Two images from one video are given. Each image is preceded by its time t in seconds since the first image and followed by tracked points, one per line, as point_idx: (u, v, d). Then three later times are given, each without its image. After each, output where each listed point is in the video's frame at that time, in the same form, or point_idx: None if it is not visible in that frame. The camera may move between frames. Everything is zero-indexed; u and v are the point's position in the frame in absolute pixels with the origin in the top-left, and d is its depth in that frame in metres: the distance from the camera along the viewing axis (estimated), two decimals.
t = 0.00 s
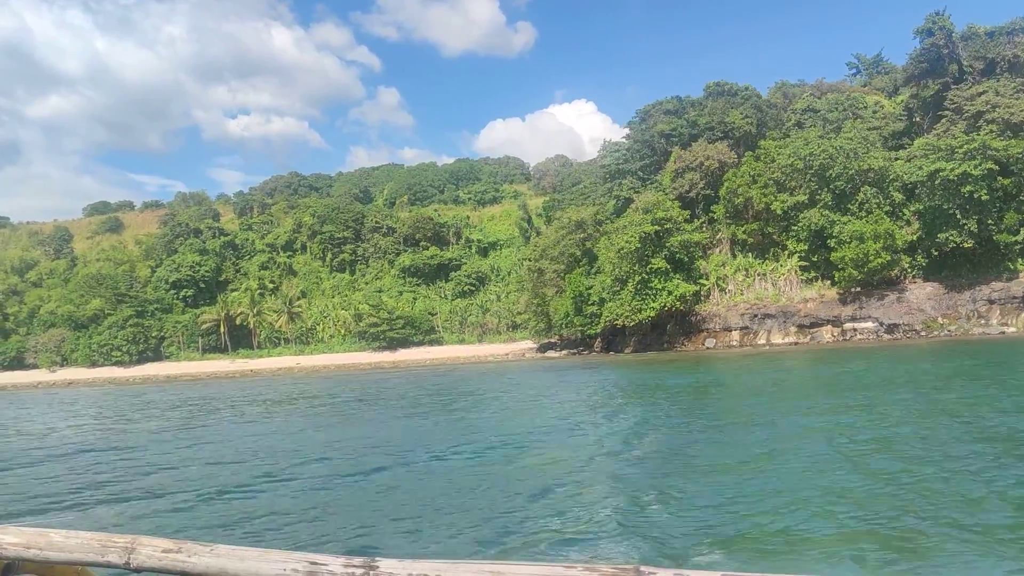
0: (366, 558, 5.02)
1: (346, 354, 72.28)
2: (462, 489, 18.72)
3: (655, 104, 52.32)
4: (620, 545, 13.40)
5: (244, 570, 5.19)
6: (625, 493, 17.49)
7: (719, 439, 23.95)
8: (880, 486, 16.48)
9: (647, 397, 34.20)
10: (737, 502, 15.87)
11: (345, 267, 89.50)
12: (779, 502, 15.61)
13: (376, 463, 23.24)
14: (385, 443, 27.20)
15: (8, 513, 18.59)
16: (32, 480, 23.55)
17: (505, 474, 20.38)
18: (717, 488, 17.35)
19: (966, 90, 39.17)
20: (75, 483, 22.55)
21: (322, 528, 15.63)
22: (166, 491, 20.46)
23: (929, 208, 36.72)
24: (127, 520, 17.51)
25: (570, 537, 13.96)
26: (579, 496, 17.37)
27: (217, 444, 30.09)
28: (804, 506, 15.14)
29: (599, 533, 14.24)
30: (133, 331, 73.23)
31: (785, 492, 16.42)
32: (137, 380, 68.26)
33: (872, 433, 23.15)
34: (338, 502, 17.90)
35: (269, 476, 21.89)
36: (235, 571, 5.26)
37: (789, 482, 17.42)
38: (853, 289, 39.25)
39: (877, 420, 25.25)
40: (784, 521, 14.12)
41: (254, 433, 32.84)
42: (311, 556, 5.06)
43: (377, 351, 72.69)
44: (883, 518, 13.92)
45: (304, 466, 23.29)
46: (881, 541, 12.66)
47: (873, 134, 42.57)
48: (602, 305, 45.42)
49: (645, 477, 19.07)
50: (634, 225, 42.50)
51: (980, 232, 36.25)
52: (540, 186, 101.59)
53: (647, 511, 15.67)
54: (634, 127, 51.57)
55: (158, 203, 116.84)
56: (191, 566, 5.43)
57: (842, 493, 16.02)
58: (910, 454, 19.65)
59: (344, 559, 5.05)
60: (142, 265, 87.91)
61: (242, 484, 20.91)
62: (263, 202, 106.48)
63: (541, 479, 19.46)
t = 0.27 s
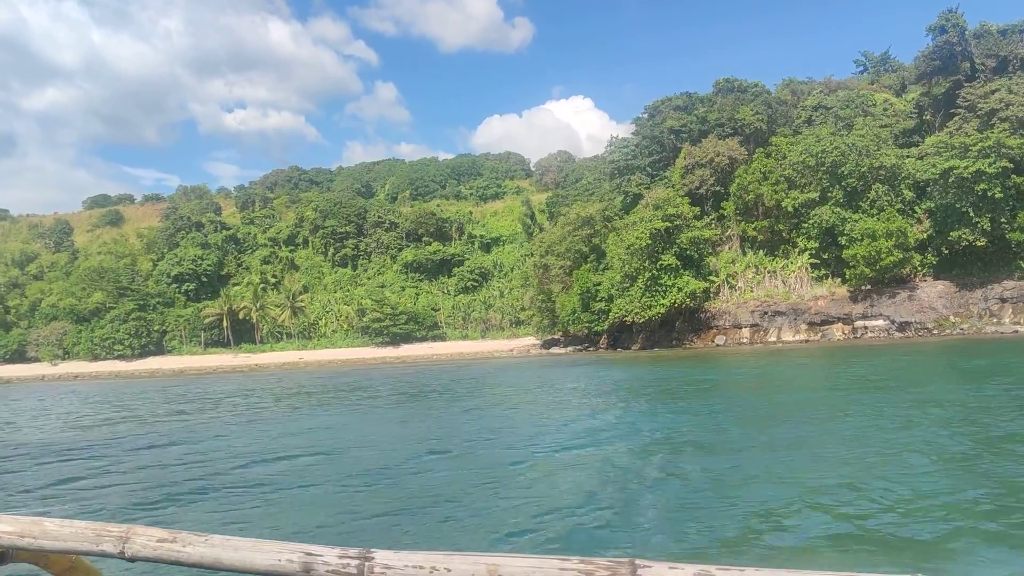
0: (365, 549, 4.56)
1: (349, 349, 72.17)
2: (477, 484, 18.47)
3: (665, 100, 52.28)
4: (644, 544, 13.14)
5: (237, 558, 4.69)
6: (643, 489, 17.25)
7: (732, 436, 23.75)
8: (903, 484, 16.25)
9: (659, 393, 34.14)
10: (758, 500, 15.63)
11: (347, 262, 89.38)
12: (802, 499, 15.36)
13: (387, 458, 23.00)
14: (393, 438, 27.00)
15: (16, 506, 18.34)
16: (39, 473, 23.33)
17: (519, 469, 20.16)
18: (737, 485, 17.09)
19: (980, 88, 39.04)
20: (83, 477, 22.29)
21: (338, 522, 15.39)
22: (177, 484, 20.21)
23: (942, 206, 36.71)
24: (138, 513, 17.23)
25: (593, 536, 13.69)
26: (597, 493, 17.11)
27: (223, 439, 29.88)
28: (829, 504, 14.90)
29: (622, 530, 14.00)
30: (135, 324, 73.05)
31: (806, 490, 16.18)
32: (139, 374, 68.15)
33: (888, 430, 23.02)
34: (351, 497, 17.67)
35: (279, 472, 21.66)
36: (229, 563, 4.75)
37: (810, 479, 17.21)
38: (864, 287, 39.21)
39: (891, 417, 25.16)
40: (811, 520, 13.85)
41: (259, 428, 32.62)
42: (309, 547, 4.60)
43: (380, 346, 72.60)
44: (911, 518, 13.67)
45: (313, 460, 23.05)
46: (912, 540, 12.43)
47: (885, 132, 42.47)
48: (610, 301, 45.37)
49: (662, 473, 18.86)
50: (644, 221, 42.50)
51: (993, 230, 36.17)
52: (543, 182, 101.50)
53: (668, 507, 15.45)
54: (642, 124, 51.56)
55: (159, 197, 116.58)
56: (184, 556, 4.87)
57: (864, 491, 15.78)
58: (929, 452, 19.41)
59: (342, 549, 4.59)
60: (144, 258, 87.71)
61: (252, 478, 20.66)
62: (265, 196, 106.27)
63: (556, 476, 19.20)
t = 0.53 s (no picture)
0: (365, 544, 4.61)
1: (358, 344, 72.08)
2: (496, 480, 18.28)
3: (679, 97, 51.80)
4: (676, 544, 12.96)
5: (239, 552, 4.63)
6: (665, 487, 17.06)
7: (750, 435, 23.59)
8: (931, 483, 16.09)
9: (676, 389, 34.02)
10: (785, 499, 15.44)
11: (355, 257, 89.29)
12: (830, 499, 15.17)
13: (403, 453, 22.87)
14: (406, 433, 26.81)
15: (32, 500, 18.13)
16: (52, 466, 23.12)
17: (538, 465, 19.98)
18: (761, 483, 16.93)
19: (999, 86, 38.87)
20: (97, 470, 22.09)
21: (361, 518, 15.20)
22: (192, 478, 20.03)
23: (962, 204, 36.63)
24: (155, 507, 17.03)
25: (623, 534, 13.51)
26: (620, 490, 16.92)
27: (234, 433, 29.67)
28: (859, 503, 14.72)
29: (650, 527, 13.87)
30: (144, 318, 72.97)
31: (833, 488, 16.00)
32: (148, 367, 68.09)
33: (907, 428, 22.98)
34: (371, 493, 17.48)
35: (296, 466, 21.53)
36: (231, 557, 4.69)
37: (835, 478, 17.03)
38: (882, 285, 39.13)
39: (909, 415, 25.13)
40: (844, 520, 13.67)
41: (270, 422, 32.44)
42: (309, 541, 4.61)
43: (389, 341, 72.48)
44: (945, 518, 13.51)
45: (328, 455, 22.85)
46: (950, 541, 12.25)
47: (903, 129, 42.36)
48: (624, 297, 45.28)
49: (683, 470, 18.67)
50: (661, 217, 42.40)
51: (1012, 230, 36.11)
52: (550, 178, 101.40)
53: (693, 505, 15.26)
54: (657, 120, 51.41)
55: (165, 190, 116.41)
56: (186, 549, 4.77)
57: (892, 491, 15.61)
58: (953, 451, 19.27)
59: (342, 545, 4.63)
60: (152, 252, 87.62)
61: (268, 472, 20.47)
62: (272, 190, 106.15)
63: (576, 472, 19.00)
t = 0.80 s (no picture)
0: (371, 533, 4.36)
1: (370, 334, 72.05)
2: (518, 473, 18.01)
3: (699, 88, 52.04)
4: (708, 540, 12.68)
5: (245, 544, 4.36)
6: (691, 481, 16.78)
7: (774, 427, 23.33)
8: (964, 481, 15.75)
9: (697, 382, 33.94)
10: (814, 494, 15.18)
11: (366, 247, 89.27)
12: (862, 495, 14.85)
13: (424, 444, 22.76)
14: (423, 425, 26.58)
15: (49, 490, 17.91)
16: (68, 456, 22.94)
17: (558, 458, 19.71)
18: (789, 478, 16.64)
19: None
20: (113, 460, 21.91)
21: (383, 513, 14.93)
22: (209, 469, 19.79)
23: (986, 197, 36.39)
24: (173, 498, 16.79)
25: (653, 530, 13.23)
26: (644, 484, 16.64)
27: (252, 423, 29.60)
28: (893, 500, 14.41)
29: (679, 522, 13.71)
30: (157, 307, 73.08)
31: (864, 485, 15.69)
32: (161, 356, 68.24)
33: (931, 422, 22.79)
34: (392, 486, 17.22)
35: (317, 456, 21.44)
36: (237, 546, 4.40)
37: (864, 474, 16.71)
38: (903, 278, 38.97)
39: (933, 409, 24.93)
40: (877, 515, 13.48)
41: (285, 412, 32.27)
42: (314, 530, 4.34)
43: (402, 332, 72.49)
44: (984, 517, 13.18)
45: (345, 447, 22.63)
46: (991, 541, 11.93)
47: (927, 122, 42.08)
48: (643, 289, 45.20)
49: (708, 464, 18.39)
50: (680, 209, 42.32)
51: None
52: (562, 170, 101.17)
53: (722, 501, 14.94)
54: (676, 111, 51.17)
55: (177, 180, 116.48)
56: (193, 539, 4.49)
57: (926, 488, 15.28)
58: (983, 447, 18.93)
59: (347, 534, 4.37)
60: (164, 242, 87.76)
61: (285, 464, 20.23)
62: (284, 180, 106.13)
63: (598, 465, 18.73)
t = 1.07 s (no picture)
0: (385, 525, 4.75)
1: (389, 328, 72.10)
2: (533, 468, 18.10)
3: (724, 81, 51.85)
4: (722, 537, 12.75)
5: (262, 532, 4.77)
6: (706, 476, 16.84)
7: (799, 421, 23.42)
8: (986, 476, 15.78)
9: (725, 376, 33.83)
10: (843, 488, 15.29)
11: (384, 241, 89.29)
12: (884, 491, 14.92)
13: (450, 437, 22.96)
14: (441, 419, 26.71)
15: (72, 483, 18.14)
16: (91, 449, 23.20)
17: (574, 453, 19.81)
18: (804, 473, 16.67)
19: None
20: (136, 454, 22.15)
21: (400, 508, 15.06)
22: (229, 464, 19.99)
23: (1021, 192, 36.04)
24: (193, 492, 16.98)
25: (666, 527, 13.31)
26: (659, 479, 16.72)
27: (278, 415, 29.86)
28: (907, 496, 14.43)
29: (709, 516, 13.84)
30: (177, 300, 73.24)
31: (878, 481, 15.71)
32: (181, 349, 68.52)
33: (957, 416, 22.82)
34: (408, 480, 17.36)
35: (345, 449, 21.66)
36: (254, 535, 4.80)
37: (885, 468, 16.77)
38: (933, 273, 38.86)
39: (959, 404, 24.94)
40: (909, 510, 13.57)
41: (304, 405, 32.46)
42: (332, 520, 4.73)
43: (421, 326, 72.47)
44: (998, 515, 13.18)
45: (363, 441, 22.78)
46: (1004, 540, 11.95)
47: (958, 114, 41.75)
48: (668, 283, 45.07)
49: (723, 458, 18.46)
50: (707, 203, 42.15)
51: None
52: (580, 164, 100.96)
53: (742, 497, 15.03)
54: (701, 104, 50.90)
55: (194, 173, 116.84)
56: (211, 527, 4.93)
57: (941, 484, 15.27)
58: (1001, 443, 18.89)
59: (363, 526, 4.75)
60: (183, 234, 88.00)
61: (303, 458, 20.39)
62: (302, 173, 106.32)
63: (613, 459, 18.80)
